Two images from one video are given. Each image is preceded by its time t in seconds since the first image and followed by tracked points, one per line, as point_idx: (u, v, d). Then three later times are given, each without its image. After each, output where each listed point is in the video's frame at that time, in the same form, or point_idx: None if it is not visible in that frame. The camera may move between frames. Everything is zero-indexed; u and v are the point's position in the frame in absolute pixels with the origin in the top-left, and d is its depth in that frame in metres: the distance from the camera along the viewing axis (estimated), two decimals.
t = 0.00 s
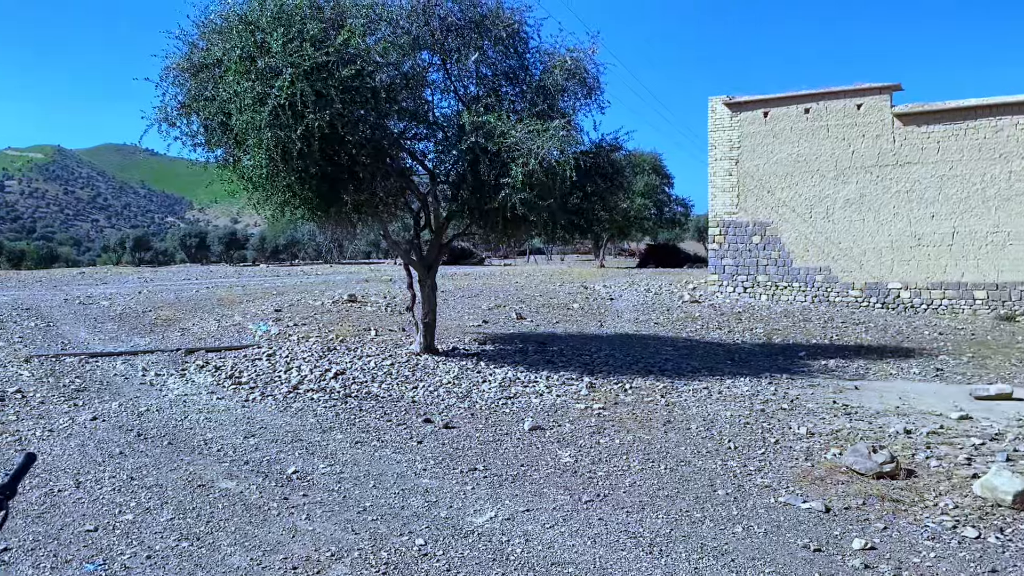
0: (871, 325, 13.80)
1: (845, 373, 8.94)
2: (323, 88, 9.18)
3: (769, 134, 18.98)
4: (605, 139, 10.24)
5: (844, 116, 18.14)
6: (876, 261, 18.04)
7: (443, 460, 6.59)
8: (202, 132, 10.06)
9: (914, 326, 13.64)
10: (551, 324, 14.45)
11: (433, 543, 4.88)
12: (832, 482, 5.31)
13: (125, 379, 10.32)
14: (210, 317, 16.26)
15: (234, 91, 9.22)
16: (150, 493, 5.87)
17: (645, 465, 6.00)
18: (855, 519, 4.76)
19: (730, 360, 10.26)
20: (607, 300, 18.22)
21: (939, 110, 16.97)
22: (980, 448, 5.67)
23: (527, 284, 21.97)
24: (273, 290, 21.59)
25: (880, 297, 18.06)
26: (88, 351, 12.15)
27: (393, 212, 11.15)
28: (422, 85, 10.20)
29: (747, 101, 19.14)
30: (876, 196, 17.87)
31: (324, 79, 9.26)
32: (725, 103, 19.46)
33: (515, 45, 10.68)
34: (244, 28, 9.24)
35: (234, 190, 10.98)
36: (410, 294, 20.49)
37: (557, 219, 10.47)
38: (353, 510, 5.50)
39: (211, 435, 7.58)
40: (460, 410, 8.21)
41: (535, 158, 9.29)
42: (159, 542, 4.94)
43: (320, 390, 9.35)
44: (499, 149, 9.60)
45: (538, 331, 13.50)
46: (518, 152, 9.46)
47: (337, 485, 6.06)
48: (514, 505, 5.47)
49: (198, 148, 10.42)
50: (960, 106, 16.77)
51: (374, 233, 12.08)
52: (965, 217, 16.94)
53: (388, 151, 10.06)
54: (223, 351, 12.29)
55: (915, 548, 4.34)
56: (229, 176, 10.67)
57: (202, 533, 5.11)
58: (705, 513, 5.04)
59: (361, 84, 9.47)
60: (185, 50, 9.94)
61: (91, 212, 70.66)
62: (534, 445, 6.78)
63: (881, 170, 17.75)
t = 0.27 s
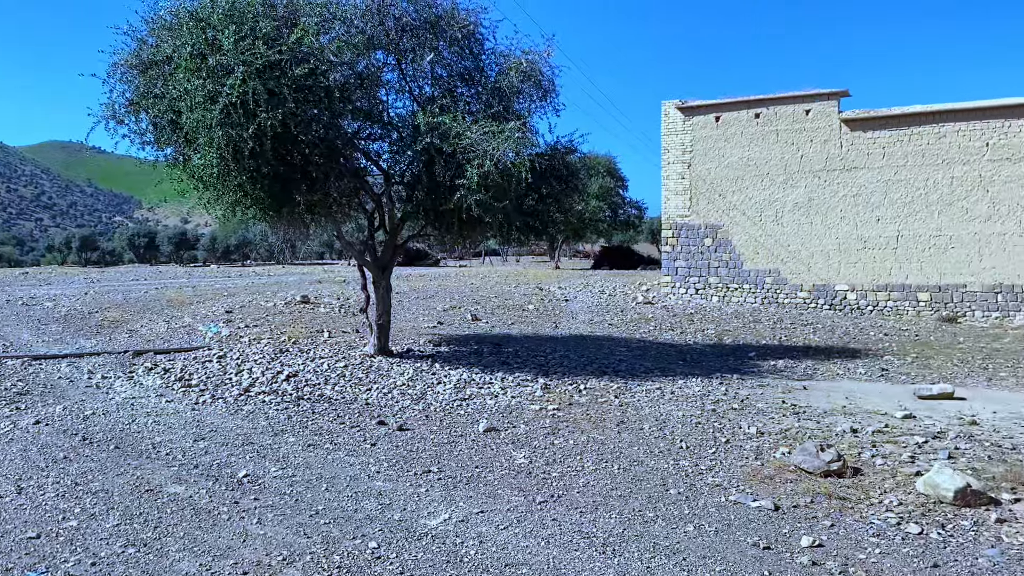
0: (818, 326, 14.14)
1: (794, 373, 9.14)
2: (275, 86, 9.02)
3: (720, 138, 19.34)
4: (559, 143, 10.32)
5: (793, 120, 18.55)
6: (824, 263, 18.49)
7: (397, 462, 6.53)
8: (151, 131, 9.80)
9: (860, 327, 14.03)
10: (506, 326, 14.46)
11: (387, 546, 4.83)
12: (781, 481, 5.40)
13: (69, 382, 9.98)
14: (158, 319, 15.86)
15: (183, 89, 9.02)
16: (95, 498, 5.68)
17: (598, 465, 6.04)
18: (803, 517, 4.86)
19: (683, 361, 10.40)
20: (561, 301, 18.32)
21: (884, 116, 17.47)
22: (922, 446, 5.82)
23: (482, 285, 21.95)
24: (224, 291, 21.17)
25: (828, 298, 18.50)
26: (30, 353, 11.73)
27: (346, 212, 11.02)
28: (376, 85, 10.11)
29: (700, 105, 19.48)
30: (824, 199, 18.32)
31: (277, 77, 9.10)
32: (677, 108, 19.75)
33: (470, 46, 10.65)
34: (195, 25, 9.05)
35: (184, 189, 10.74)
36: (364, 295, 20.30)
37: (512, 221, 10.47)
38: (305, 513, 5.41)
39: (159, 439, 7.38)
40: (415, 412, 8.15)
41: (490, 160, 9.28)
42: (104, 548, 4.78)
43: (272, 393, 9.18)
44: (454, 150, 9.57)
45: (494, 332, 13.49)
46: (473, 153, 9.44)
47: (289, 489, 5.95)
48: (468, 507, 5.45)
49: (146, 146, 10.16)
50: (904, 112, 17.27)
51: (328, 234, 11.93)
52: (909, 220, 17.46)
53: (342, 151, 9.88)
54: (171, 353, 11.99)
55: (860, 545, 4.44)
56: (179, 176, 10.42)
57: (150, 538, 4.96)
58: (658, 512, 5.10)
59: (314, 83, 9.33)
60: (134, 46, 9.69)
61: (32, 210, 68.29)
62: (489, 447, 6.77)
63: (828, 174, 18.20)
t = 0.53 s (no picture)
0: (769, 326, 14.43)
1: (745, 372, 9.30)
2: (227, 83, 8.85)
3: (674, 141, 19.60)
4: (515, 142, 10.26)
5: (744, 124, 18.88)
6: (775, 265, 18.87)
7: (351, 464, 6.44)
8: (98, 127, 9.51)
9: (809, 327, 14.37)
10: (461, 326, 14.41)
11: (340, 548, 4.76)
12: (732, 479, 5.47)
13: (9, 384, 9.61)
14: (104, 319, 15.40)
15: (131, 85, 8.78)
16: (37, 503, 5.47)
17: (552, 465, 6.04)
18: (754, 514, 4.93)
19: (637, 361, 10.50)
20: (517, 302, 18.34)
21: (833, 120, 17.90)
22: (869, 444, 5.96)
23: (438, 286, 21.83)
24: (173, 291, 20.67)
25: (778, 298, 18.88)
26: None
27: (299, 212, 10.84)
28: (330, 84, 9.98)
29: (653, 108, 19.70)
30: (774, 202, 18.70)
31: (228, 74, 8.92)
32: (632, 110, 19.95)
33: (425, 45, 10.56)
34: (143, 19, 8.82)
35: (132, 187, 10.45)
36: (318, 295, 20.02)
37: (467, 221, 10.43)
38: (256, 516, 5.30)
39: (105, 441, 7.15)
40: (368, 413, 8.06)
41: (445, 159, 9.23)
42: (46, 555, 4.60)
43: (222, 394, 8.98)
44: (409, 149, 9.50)
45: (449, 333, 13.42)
46: (428, 153, 9.38)
47: (240, 491, 5.82)
48: (422, 508, 5.41)
49: (92, 143, 9.86)
50: (853, 116, 17.73)
51: (280, 233, 11.73)
52: (857, 222, 17.93)
53: (295, 148, 9.64)
54: (118, 354, 11.65)
55: (809, 541, 4.53)
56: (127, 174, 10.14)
57: (95, 544, 4.80)
58: (611, 511, 5.12)
59: (266, 80, 9.17)
60: (79, 40, 9.40)
61: None
62: (443, 447, 6.72)
63: (778, 177, 18.60)
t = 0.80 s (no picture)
0: (722, 325, 14.67)
1: (698, 371, 9.43)
2: (178, 78, 8.66)
3: (630, 141, 19.75)
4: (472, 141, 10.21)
5: (699, 126, 19.11)
6: (728, 265, 19.17)
7: (304, 465, 6.34)
8: (42, 122, 9.22)
9: (761, 326, 14.65)
10: (417, 325, 14.33)
11: (292, 550, 4.67)
12: (686, 476, 5.53)
13: None
14: (48, 319, 14.92)
15: (78, 79, 8.54)
16: None
17: (508, 464, 6.04)
18: (707, 511, 4.99)
19: (593, 360, 10.57)
20: (474, 302, 18.30)
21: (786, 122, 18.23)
22: (818, 441, 6.08)
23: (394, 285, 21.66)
24: (122, 290, 20.13)
25: (731, 298, 19.19)
26: None
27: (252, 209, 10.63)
28: (284, 80, 9.82)
29: (608, 109, 19.82)
30: (728, 203, 18.99)
31: (179, 69, 8.72)
32: (589, 110, 20.06)
33: (382, 42, 10.42)
34: (90, 11, 8.58)
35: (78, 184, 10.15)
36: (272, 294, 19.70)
37: (423, 220, 10.37)
38: (206, 519, 5.17)
39: (47, 444, 6.91)
40: (322, 414, 7.94)
41: (401, 158, 9.16)
42: None
43: (172, 395, 8.76)
44: (365, 147, 9.41)
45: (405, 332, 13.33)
46: (384, 151, 9.30)
47: (190, 494, 5.68)
48: (376, 509, 5.35)
49: (36, 138, 9.56)
50: (805, 119, 18.09)
51: (232, 231, 11.50)
52: (808, 223, 18.31)
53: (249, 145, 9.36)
54: (63, 354, 11.29)
55: (760, 537, 4.61)
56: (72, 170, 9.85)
57: (37, 549, 4.63)
58: (566, 510, 5.14)
59: (218, 76, 9.00)
60: (22, 31, 9.10)
61: None
62: (398, 448, 6.66)
63: (732, 178, 18.89)
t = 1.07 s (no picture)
0: (677, 324, 14.85)
1: (654, 369, 9.53)
2: (128, 72, 8.44)
3: (587, 141, 19.91)
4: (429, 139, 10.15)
5: (655, 126, 19.31)
6: (684, 264, 19.42)
7: (257, 466, 6.23)
8: None
9: (715, 325, 14.88)
10: (374, 324, 14.21)
11: (246, 552, 4.59)
12: (642, 473, 5.58)
13: None
14: None
15: (23, 71, 8.27)
16: None
17: (465, 463, 6.02)
18: (661, 507, 5.04)
19: (551, 358, 10.61)
20: (432, 300, 18.22)
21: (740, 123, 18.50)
22: (771, 437, 6.19)
23: (351, 283, 21.43)
24: (70, 288, 19.53)
25: (686, 296, 19.45)
26: None
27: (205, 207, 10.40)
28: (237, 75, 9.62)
29: (566, 109, 19.94)
30: (683, 202, 19.25)
31: (129, 63, 8.51)
32: (546, 109, 20.15)
33: (338, 38, 10.27)
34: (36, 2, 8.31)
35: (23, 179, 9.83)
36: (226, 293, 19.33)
37: (379, 218, 10.27)
38: (157, 521, 5.05)
39: None
40: (277, 414, 7.82)
41: (357, 155, 9.06)
42: None
43: (122, 396, 8.53)
44: (320, 144, 9.28)
45: (362, 331, 13.21)
46: (340, 148, 9.18)
47: (139, 496, 5.54)
48: (332, 509, 5.28)
49: None
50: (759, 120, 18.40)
51: (184, 229, 11.24)
52: (761, 223, 18.64)
53: (201, 142, 9.15)
54: (6, 354, 10.91)
55: (714, 533, 4.67)
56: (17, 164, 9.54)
57: None
58: (523, 508, 5.14)
59: (170, 70, 8.79)
60: None
61: None
62: (353, 448, 6.59)
63: (687, 178, 19.14)
